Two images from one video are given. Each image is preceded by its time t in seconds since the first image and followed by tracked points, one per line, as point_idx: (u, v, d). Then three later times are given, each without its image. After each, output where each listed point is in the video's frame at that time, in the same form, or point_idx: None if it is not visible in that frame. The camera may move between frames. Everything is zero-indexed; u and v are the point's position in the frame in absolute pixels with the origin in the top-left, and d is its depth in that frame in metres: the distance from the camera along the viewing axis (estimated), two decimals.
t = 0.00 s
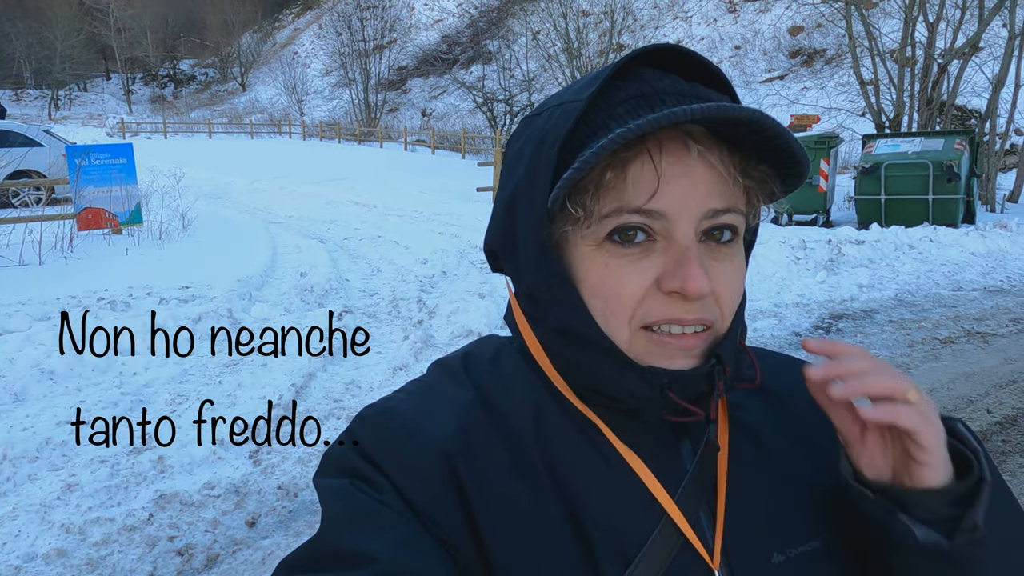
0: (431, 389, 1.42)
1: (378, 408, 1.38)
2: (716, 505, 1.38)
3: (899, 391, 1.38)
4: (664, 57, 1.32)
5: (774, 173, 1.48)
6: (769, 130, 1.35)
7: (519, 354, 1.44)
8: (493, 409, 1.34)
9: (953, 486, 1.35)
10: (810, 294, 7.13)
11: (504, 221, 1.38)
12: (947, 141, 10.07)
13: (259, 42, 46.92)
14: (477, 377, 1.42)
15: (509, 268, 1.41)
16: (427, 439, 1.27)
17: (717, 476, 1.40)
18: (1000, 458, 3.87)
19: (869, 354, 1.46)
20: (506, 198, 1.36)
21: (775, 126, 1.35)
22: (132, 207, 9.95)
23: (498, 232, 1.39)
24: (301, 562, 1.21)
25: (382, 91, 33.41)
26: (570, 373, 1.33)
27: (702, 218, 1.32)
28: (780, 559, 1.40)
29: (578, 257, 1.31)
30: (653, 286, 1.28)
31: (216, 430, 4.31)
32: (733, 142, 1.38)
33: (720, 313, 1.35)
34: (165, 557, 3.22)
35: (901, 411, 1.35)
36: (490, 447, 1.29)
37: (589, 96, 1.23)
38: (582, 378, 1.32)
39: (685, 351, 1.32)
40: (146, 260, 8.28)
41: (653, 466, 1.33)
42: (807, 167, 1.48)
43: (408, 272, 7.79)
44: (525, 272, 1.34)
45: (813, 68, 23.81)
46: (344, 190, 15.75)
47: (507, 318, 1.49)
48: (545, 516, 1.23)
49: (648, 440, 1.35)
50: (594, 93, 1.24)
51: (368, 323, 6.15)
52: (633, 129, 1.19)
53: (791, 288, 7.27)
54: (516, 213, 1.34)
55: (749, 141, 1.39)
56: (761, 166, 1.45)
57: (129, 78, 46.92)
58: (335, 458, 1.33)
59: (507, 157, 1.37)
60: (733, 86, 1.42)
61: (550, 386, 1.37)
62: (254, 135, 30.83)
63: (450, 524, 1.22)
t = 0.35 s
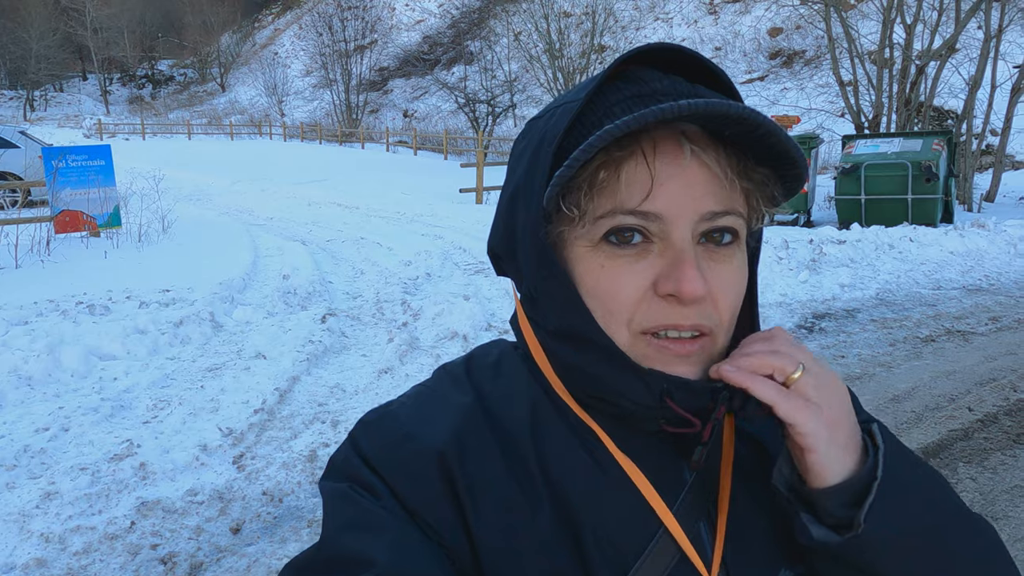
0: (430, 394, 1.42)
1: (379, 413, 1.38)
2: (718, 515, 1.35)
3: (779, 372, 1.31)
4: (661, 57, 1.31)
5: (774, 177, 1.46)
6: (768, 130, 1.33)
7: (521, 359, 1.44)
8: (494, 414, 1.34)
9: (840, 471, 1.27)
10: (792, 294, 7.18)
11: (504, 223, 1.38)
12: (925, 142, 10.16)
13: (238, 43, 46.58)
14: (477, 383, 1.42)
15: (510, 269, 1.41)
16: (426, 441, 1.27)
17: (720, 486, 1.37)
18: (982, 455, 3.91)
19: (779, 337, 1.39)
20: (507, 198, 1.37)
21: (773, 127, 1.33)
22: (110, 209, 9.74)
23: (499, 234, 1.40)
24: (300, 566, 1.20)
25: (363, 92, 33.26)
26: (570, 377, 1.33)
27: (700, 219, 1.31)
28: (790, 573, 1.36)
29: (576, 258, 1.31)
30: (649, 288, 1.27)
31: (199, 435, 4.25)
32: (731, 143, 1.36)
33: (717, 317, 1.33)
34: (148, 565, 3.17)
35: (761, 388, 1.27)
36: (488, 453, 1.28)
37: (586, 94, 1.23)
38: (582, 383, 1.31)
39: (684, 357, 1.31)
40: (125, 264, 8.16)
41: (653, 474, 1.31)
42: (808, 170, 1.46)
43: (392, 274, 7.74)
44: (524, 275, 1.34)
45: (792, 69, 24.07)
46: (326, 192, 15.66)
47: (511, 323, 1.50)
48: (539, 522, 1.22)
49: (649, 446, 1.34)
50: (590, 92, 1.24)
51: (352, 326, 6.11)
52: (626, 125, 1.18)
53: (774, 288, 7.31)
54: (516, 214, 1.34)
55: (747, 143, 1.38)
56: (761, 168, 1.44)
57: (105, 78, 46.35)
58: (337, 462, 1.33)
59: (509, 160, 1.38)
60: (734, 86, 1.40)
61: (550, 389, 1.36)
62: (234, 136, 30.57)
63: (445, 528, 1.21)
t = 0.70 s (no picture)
0: (442, 402, 1.41)
1: (390, 419, 1.37)
2: (729, 529, 1.34)
3: (784, 431, 1.24)
4: (681, 62, 1.31)
5: (795, 183, 1.45)
6: (789, 132, 1.32)
7: (534, 367, 1.43)
8: (506, 421, 1.33)
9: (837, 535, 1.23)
10: (781, 295, 7.20)
11: (522, 228, 1.38)
12: (911, 143, 10.24)
13: (224, 44, 46.25)
14: (489, 390, 1.41)
15: (527, 275, 1.40)
16: (438, 449, 1.26)
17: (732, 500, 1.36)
18: (971, 455, 3.94)
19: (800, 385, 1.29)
20: (525, 203, 1.36)
21: (794, 129, 1.32)
22: (95, 212, 9.71)
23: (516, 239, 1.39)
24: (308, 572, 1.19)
25: (350, 93, 33.11)
26: (583, 385, 1.32)
27: (719, 221, 1.30)
28: None
29: (593, 261, 1.30)
30: (667, 291, 1.26)
31: (188, 440, 4.21)
32: (750, 146, 1.36)
33: (737, 320, 1.31)
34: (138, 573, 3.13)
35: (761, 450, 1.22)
36: (499, 461, 1.27)
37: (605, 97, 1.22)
38: (596, 390, 1.30)
39: (701, 369, 1.26)
40: (110, 267, 8.07)
41: (664, 483, 1.30)
42: (829, 174, 1.45)
43: (381, 277, 7.71)
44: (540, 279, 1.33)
45: (778, 71, 24.17)
46: (313, 194, 15.58)
47: (525, 329, 1.49)
48: (549, 531, 1.21)
49: (661, 455, 1.32)
50: (610, 96, 1.23)
51: (342, 329, 6.07)
52: (645, 126, 1.17)
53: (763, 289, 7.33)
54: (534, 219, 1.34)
55: (767, 147, 1.37)
56: (781, 172, 1.42)
57: (89, 80, 45.88)
58: (346, 468, 1.32)
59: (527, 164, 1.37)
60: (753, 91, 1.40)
61: (563, 397, 1.35)
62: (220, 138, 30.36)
63: (457, 536, 1.20)
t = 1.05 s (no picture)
0: (435, 408, 1.39)
1: (383, 425, 1.35)
2: (726, 536, 1.35)
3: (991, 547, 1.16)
4: (687, 71, 1.31)
5: (799, 190, 1.46)
6: (796, 142, 1.33)
7: (529, 373, 1.43)
8: (500, 428, 1.32)
9: None
10: (777, 298, 7.22)
11: (519, 233, 1.36)
12: (905, 146, 10.31)
13: (220, 48, 46.22)
14: (483, 396, 1.40)
15: (524, 281, 1.40)
16: (433, 457, 1.25)
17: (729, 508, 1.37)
18: (965, 457, 3.94)
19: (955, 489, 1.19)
20: (523, 209, 1.35)
21: (802, 139, 1.33)
22: (90, 216, 9.72)
23: (514, 244, 1.38)
24: None
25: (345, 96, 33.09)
26: (579, 393, 1.32)
27: (723, 228, 1.31)
28: None
29: (595, 269, 1.29)
30: (673, 299, 1.26)
31: (182, 445, 4.19)
32: (756, 154, 1.36)
33: (741, 329, 1.32)
34: None
35: None
36: (495, 468, 1.27)
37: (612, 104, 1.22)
38: (594, 399, 1.30)
39: (707, 375, 1.28)
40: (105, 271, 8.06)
41: (662, 490, 1.31)
42: (832, 182, 1.46)
43: (377, 281, 7.70)
44: (540, 286, 1.32)
45: (773, 75, 24.24)
46: (308, 197, 15.57)
47: (519, 335, 1.48)
48: (546, 539, 1.21)
49: (660, 463, 1.33)
50: (616, 103, 1.22)
51: (337, 333, 6.06)
52: (655, 135, 1.17)
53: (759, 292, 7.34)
54: (534, 224, 1.32)
55: (772, 155, 1.38)
56: (784, 180, 1.44)
57: (84, 83, 45.76)
58: (338, 475, 1.30)
59: (526, 169, 1.36)
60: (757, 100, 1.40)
61: (559, 404, 1.35)
62: (215, 141, 30.32)
63: (453, 545, 1.20)
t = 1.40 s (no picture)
0: (409, 406, 1.38)
1: (357, 425, 1.33)
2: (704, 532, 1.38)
3: None
4: (659, 71, 1.32)
5: (771, 189, 1.48)
6: (769, 141, 1.35)
7: (505, 372, 1.43)
8: (478, 426, 1.32)
9: None
10: (774, 299, 7.23)
11: (495, 234, 1.35)
12: (904, 147, 10.32)
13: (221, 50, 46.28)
14: (459, 394, 1.39)
15: (499, 283, 1.39)
16: (411, 457, 1.24)
17: (705, 503, 1.40)
18: (960, 458, 3.95)
19: None
20: (498, 210, 1.34)
21: (777, 138, 1.35)
22: (90, 217, 9.72)
23: (488, 245, 1.36)
24: None
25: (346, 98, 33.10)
26: (557, 394, 1.33)
27: (701, 228, 1.32)
28: None
29: (573, 269, 1.30)
30: (653, 300, 1.28)
31: (178, 445, 4.20)
32: (729, 154, 1.38)
33: (717, 327, 1.35)
34: None
35: None
36: (473, 467, 1.27)
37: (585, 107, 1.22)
38: (574, 399, 1.31)
39: (686, 375, 1.32)
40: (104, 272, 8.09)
41: (640, 486, 1.33)
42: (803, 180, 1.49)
43: (374, 282, 7.71)
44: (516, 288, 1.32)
45: (773, 76, 24.24)
46: (308, 199, 15.59)
47: (494, 333, 1.48)
48: (527, 536, 1.23)
49: (637, 460, 1.35)
50: (591, 106, 1.23)
51: (334, 334, 6.07)
52: (633, 138, 1.18)
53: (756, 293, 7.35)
54: (510, 226, 1.31)
55: (745, 155, 1.40)
56: (758, 178, 1.45)
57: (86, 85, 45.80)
58: (312, 475, 1.29)
59: (500, 170, 1.35)
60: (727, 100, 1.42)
61: (536, 404, 1.36)
62: (217, 143, 30.35)
63: (431, 545, 1.20)
